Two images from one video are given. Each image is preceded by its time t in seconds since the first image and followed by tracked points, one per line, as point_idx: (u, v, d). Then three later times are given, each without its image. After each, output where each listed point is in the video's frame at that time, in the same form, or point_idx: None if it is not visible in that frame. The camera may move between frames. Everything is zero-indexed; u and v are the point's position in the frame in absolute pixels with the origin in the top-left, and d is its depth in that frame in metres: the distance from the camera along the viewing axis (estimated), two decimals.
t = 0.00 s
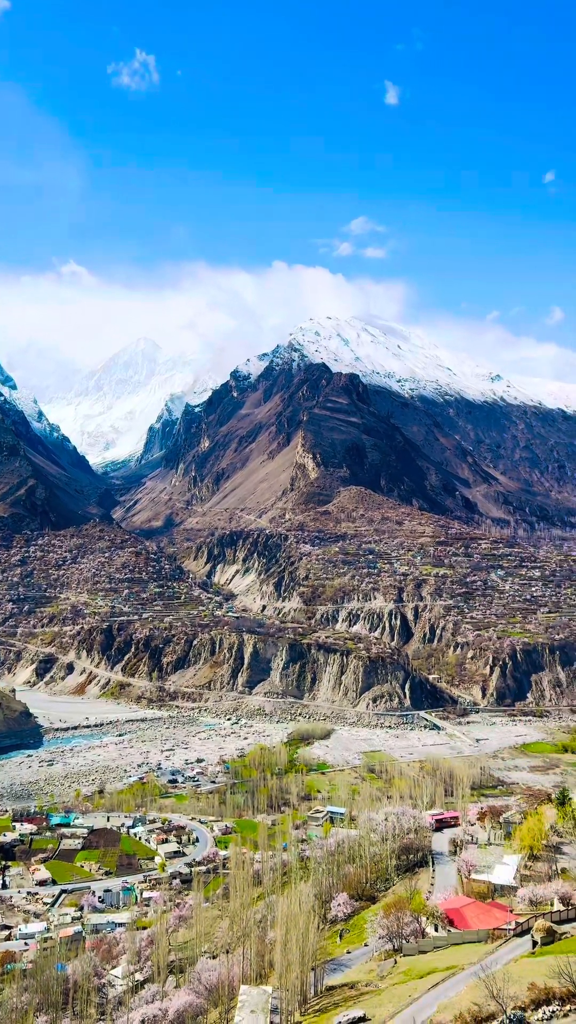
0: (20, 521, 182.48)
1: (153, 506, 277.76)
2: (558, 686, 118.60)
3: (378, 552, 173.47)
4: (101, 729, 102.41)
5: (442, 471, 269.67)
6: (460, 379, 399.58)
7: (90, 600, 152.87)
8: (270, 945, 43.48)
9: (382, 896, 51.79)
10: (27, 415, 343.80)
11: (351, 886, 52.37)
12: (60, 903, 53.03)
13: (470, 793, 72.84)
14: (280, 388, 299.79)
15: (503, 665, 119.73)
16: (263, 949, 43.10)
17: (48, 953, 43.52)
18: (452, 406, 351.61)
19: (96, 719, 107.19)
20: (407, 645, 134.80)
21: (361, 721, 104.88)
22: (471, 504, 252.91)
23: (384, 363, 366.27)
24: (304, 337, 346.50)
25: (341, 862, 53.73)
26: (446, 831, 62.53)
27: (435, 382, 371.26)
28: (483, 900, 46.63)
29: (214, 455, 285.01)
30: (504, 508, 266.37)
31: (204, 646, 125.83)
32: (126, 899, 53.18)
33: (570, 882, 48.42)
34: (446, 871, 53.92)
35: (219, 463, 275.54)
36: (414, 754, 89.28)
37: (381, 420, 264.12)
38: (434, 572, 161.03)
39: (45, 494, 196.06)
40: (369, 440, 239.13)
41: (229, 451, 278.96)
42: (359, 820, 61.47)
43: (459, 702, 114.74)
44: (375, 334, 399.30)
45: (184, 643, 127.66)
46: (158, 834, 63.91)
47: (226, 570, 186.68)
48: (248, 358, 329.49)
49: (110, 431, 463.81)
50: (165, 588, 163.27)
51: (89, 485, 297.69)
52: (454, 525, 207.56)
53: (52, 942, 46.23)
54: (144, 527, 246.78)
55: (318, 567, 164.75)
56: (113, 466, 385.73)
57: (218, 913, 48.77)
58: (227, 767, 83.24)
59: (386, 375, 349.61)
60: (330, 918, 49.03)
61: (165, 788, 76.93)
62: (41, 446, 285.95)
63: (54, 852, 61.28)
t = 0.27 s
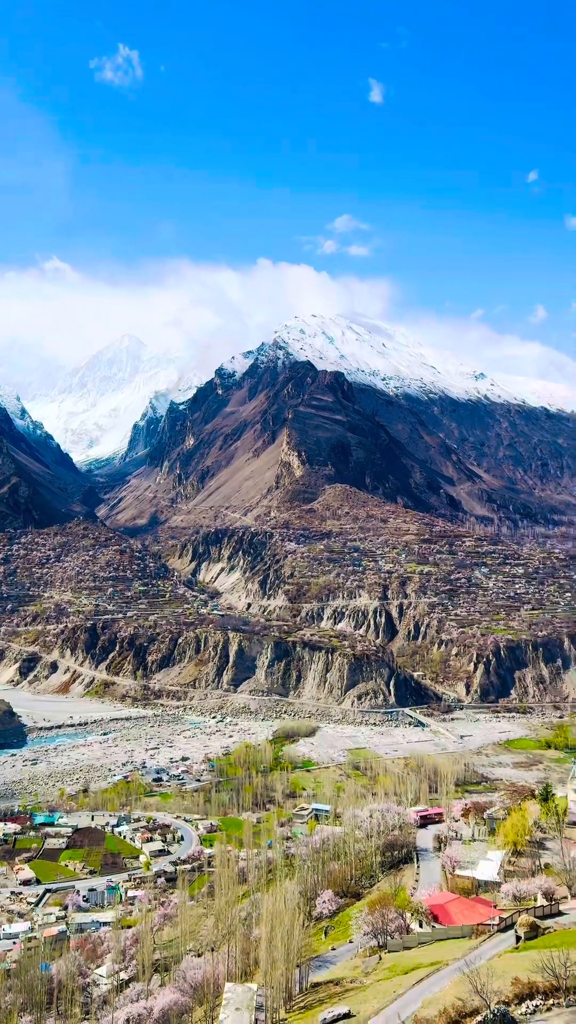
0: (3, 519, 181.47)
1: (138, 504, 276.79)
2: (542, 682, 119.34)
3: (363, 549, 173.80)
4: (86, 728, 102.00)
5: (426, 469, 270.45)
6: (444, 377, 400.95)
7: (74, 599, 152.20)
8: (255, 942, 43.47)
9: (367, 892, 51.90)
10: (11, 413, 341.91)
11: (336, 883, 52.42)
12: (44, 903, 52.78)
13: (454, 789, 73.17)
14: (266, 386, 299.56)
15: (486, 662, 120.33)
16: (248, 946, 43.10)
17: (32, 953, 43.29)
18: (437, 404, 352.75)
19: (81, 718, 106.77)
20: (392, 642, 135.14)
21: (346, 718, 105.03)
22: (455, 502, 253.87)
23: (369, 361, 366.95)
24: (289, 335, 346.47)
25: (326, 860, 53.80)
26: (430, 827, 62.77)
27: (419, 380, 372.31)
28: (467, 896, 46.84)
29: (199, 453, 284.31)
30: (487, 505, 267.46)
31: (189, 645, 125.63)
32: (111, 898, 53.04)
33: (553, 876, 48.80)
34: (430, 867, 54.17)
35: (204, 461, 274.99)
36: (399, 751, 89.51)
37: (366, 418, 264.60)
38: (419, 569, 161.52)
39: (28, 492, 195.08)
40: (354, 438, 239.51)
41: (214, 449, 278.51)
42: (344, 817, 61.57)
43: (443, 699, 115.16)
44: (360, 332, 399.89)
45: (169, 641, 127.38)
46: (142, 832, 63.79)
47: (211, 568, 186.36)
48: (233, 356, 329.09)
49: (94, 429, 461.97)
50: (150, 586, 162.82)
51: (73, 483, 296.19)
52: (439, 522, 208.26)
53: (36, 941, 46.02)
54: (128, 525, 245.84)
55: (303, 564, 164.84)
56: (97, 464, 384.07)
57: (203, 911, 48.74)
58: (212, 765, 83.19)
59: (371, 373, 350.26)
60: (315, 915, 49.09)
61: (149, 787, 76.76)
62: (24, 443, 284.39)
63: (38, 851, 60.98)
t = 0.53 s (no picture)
0: None
1: (123, 503, 275.84)
2: (525, 679, 120.04)
3: (348, 547, 174.08)
4: (70, 728, 101.58)
5: (410, 467, 271.27)
6: (429, 376, 402.10)
7: (58, 598, 151.50)
8: (241, 940, 43.44)
9: (352, 890, 52.02)
10: None
11: (321, 881, 52.50)
12: (28, 903, 52.54)
13: (439, 786, 73.47)
14: (251, 384, 299.32)
15: (470, 659, 120.92)
16: (234, 945, 43.06)
17: (17, 953, 43.09)
18: (421, 403, 353.76)
19: (65, 717, 106.30)
20: (377, 640, 135.47)
21: (331, 716, 105.18)
22: (439, 500, 254.79)
23: (354, 359, 367.50)
24: (274, 333, 346.39)
25: (311, 857, 53.85)
26: (415, 824, 63.02)
27: (404, 379, 373.23)
28: (452, 893, 47.02)
29: (184, 451, 283.70)
30: (471, 504, 268.48)
31: (174, 643, 125.43)
32: (95, 897, 52.91)
33: (537, 871, 49.07)
34: (415, 864, 54.35)
35: (189, 459, 274.45)
36: (384, 748, 89.79)
37: (351, 416, 265.06)
38: (403, 567, 161.98)
39: (12, 491, 193.97)
40: (339, 437, 239.86)
41: (199, 447, 278.04)
42: (329, 815, 61.69)
43: (428, 696, 115.61)
44: (345, 331, 400.40)
45: (153, 640, 127.11)
46: (127, 831, 63.64)
47: (197, 566, 186.07)
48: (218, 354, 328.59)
49: (78, 427, 459.66)
50: (134, 585, 162.37)
51: (57, 481, 294.76)
52: (423, 520, 208.96)
53: (20, 942, 45.81)
54: (113, 523, 244.90)
55: (289, 563, 164.91)
56: (81, 462, 382.32)
57: (189, 910, 48.72)
58: (198, 763, 83.13)
59: (356, 372, 350.79)
60: (300, 912, 49.14)
61: (134, 786, 76.57)
62: (8, 442, 282.68)
63: (22, 852, 60.71)
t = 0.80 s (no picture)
0: None
1: (107, 501, 274.74)
2: (509, 675, 120.78)
3: (334, 545, 174.31)
4: (54, 727, 101.11)
5: (395, 465, 272.03)
6: (413, 375, 403.13)
7: (42, 597, 150.68)
8: (226, 938, 43.46)
9: (337, 886, 52.20)
10: None
11: (307, 878, 52.55)
12: (12, 903, 52.29)
13: (423, 782, 73.82)
14: (236, 382, 298.98)
15: (455, 656, 121.51)
16: (219, 943, 43.06)
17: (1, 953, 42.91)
18: (406, 401, 354.65)
19: (49, 716, 105.79)
20: (362, 638, 135.81)
21: (316, 714, 105.29)
22: (424, 498, 255.66)
23: (339, 358, 367.93)
24: (259, 331, 346.16)
25: (296, 855, 53.88)
26: (399, 821, 63.30)
27: (389, 377, 374.02)
28: (437, 890, 47.20)
29: (168, 449, 282.90)
30: (456, 502, 269.47)
31: (159, 641, 125.21)
32: (80, 896, 52.80)
33: (521, 867, 49.36)
34: (400, 861, 54.56)
35: (174, 457, 273.74)
36: (369, 745, 90.05)
37: (336, 414, 265.37)
38: (388, 565, 162.38)
39: None
40: (324, 435, 240.17)
41: (184, 446, 277.37)
42: (314, 811, 61.85)
43: (412, 694, 116.08)
44: (330, 329, 400.93)
45: (138, 638, 126.82)
46: (112, 830, 63.47)
47: (182, 564, 185.70)
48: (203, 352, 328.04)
49: (62, 425, 457.08)
50: (119, 583, 161.88)
51: (40, 479, 293.09)
52: (408, 518, 209.60)
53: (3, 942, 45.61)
54: (98, 522, 243.90)
55: (274, 560, 164.87)
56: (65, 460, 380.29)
57: (174, 908, 48.71)
58: (183, 762, 83.06)
59: (341, 370, 351.18)
60: (285, 910, 49.18)
61: (118, 785, 76.39)
62: None
63: (6, 852, 60.42)
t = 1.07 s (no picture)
0: None
1: (91, 498, 273.52)
2: (492, 672, 121.38)
3: (318, 543, 174.40)
4: (38, 726, 100.63)
5: (380, 463, 272.54)
6: (398, 373, 403.89)
7: (26, 595, 149.87)
8: (210, 936, 43.40)
9: (322, 883, 52.29)
10: None
11: (291, 875, 52.57)
12: None
13: (408, 779, 74.09)
14: (221, 380, 298.53)
15: (439, 653, 122.01)
16: (204, 940, 43.01)
17: None
18: (390, 399, 355.43)
19: (33, 715, 105.21)
20: (346, 635, 136.04)
21: (301, 711, 105.38)
22: (408, 496, 256.29)
23: (324, 356, 368.07)
24: (244, 329, 345.61)
25: (280, 852, 53.90)
26: (383, 817, 63.53)
27: (373, 375, 374.60)
28: (421, 886, 47.36)
29: (153, 447, 282.01)
30: (440, 499, 270.35)
31: (144, 640, 124.87)
32: (64, 895, 52.61)
33: (504, 863, 49.65)
34: (384, 857, 54.73)
35: (159, 455, 272.97)
36: (353, 742, 90.31)
37: (321, 412, 265.54)
38: (373, 563, 162.69)
39: None
40: (309, 433, 240.23)
41: (168, 443, 276.62)
42: (299, 809, 61.92)
43: (396, 691, 116.48)
44: (314, 327, 401.06)
45: (122, 637, 126.41)
46: (96, 829, 63.25)
47: (166, 562, 185.22)
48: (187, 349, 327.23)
49: (45, 422, 454.46)
50: (103, 581, 161.31)
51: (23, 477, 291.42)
52: (392, 516, 210.05)
53: None
54: (82, 520, 242.77)
55: (259, 558, 164.79)
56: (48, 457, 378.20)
57: (159, 906, 48.61)
58: (167, 760, 82.87)
59: (326, 368, 351.32)
60: (269, 907, 49.16)
61: (103, 783, 76.19)
62: None
63: None
